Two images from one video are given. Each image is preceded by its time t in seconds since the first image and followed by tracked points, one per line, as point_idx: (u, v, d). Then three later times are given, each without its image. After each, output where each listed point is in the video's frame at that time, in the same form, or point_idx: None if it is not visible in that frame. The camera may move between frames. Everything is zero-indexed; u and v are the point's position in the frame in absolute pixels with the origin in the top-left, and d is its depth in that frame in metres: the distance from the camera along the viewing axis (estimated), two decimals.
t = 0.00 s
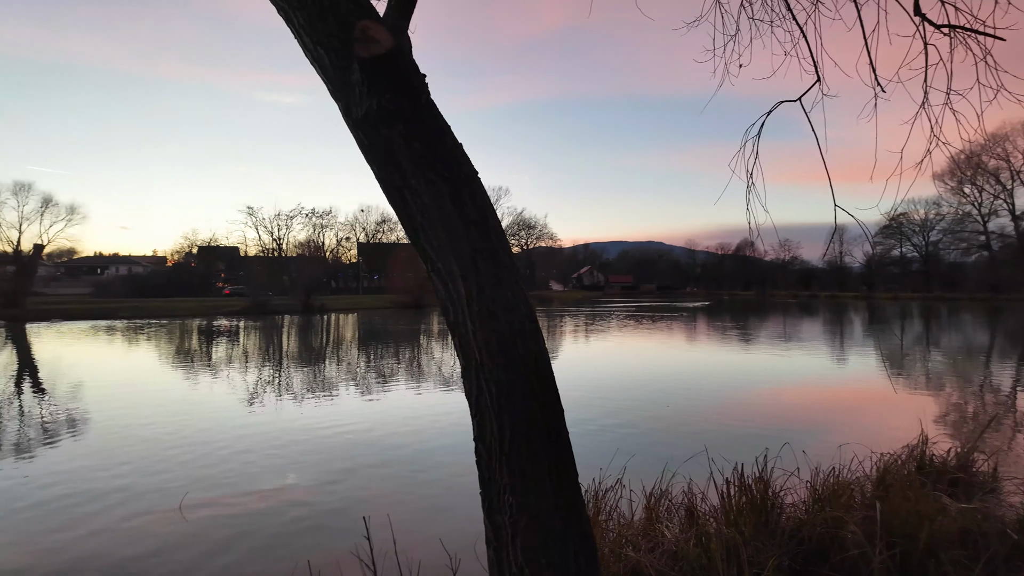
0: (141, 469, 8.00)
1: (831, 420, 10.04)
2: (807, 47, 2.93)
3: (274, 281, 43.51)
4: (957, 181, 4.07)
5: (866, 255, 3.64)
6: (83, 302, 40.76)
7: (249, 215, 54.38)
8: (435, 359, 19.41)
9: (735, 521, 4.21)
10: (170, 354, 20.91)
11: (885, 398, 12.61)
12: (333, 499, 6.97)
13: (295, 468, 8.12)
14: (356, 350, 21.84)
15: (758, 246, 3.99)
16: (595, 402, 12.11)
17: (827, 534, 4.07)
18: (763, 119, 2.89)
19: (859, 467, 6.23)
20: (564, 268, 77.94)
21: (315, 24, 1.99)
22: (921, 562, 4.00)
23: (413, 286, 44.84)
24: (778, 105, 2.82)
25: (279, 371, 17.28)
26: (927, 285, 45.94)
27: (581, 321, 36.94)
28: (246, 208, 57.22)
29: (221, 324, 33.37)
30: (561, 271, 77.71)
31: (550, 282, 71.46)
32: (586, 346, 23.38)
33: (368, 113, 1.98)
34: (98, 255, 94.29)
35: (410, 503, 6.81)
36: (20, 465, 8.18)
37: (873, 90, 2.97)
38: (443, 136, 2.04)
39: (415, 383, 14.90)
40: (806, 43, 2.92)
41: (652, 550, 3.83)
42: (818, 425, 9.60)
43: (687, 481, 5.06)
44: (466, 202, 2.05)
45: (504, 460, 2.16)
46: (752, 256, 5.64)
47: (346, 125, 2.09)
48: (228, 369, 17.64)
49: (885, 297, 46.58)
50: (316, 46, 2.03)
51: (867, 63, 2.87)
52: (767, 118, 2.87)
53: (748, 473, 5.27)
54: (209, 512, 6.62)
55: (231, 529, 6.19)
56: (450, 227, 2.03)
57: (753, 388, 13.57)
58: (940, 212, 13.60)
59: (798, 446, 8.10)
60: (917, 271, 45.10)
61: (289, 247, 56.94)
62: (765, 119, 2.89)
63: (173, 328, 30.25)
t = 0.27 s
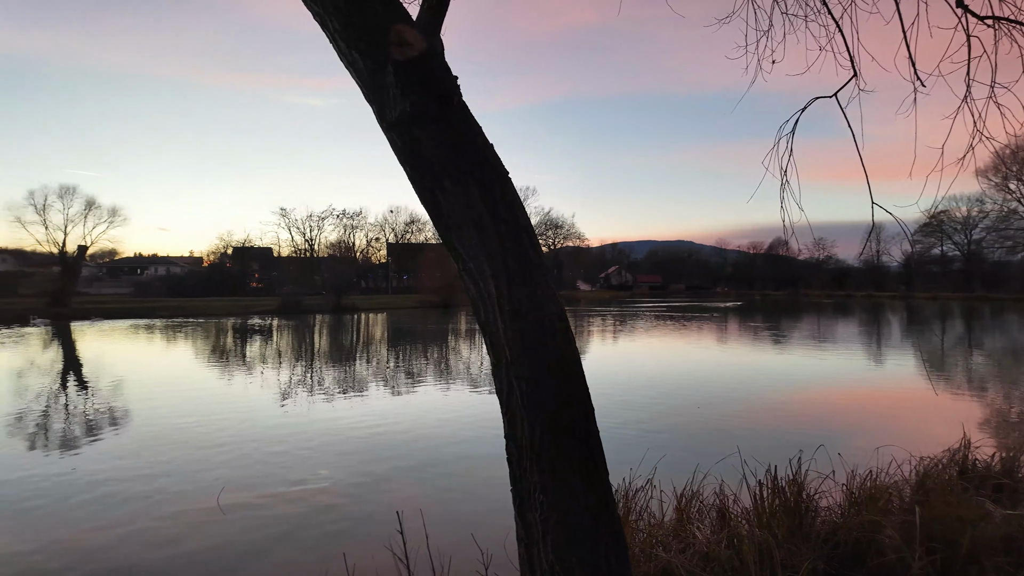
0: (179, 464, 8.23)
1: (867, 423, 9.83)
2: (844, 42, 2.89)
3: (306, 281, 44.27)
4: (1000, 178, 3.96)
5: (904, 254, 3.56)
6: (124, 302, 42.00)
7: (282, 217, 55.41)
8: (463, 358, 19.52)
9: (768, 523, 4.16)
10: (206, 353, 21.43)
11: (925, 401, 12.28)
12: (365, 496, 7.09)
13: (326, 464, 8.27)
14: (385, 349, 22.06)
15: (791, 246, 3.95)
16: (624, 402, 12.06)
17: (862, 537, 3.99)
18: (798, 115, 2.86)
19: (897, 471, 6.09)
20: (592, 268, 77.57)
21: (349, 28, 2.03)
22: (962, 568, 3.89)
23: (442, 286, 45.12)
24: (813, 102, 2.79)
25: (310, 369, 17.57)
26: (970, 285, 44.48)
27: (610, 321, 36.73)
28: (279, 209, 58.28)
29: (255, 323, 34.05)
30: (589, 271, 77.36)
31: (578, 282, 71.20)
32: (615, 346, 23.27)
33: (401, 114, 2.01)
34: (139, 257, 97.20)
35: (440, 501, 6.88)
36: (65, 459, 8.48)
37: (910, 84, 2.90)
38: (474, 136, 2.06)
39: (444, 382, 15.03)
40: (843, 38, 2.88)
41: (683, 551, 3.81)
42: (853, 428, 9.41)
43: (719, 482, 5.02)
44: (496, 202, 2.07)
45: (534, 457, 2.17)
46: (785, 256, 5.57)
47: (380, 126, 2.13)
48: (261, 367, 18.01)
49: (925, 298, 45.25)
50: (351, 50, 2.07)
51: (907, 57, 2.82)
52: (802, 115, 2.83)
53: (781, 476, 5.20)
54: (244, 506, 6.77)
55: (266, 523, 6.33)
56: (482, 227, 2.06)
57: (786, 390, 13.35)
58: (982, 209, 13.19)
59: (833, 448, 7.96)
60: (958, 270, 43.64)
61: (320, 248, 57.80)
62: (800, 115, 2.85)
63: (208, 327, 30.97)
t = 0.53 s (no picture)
0: (208, 460, 8.42)
1: (897, 426, 9.64)
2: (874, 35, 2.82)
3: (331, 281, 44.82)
4: None
5: (936, 253, 3.50)
6: (155, 302, 42.99)
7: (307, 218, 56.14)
8: (485, 358, 19.58)
9: (795, 525, 4.11)
10: (234, 351, 21.83)
11: (958, 404, 11.99)
12: (389, 493, 7.16)
13: (351, 462, 8.38)
14: (409, 349, 22.23)
15: (818, 245, 3.89)
16: (648, 403, 11.99)
17: (893, 540, 3.91)
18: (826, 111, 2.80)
19: (928, 475, 5.98)
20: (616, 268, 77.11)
21: (376, 33, 2.07)
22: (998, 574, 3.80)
23: (465, 286, 45.28)
24: (843, 97, 2.72)
25: (335, 368, 17.78)
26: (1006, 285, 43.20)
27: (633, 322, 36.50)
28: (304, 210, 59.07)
29: (281, 322, 34.56)
30: (613, 271, 76.93)
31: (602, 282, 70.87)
32: (638, 347, 23.12)
33: (427, 116, 2.04)
34: (169, 257, 99.35)
35: (464, 501, 6.90)
36: (99, 454, 8.73)
37: (944, 78, 2.82)
38: (499, 137, 2.08)
39: (467, 381, 15.11)
40: (873, 31, 2.81)
41: (709, 551, 3.78)
42: (883, 431, 9.23)
43: (745, 484, 4.98)
44: (521, 201, 2.08)
45: (559, 455, 2.18)
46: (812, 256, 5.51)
47: (406, 127, 2.16)
48: (287, 366, 18.29)
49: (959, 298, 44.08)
50: (378, 54, 2.11)
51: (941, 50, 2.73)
52: (832, 111, 2.78)
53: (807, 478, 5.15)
54: (271, 502, 6.90)
55: (292, 519, 6.44)
56: (507, 227, 2.07)
57: (813, 392, 13.15)
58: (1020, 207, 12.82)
59: (862, 451, 7.82)
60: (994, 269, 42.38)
61: (345, 248, 58.43)
62: (829, 111, 2.79)
63: (236, 326, 31.54)
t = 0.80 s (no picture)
0: (243, 456, 8.60)
1: (938, 429, 9.41)
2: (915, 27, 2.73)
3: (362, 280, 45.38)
4: None
5: (979, 252, 3.41)
6: (192, 301, 44.04)
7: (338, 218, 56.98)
8: (513, 357, 19.62)
9: (831, 528, 4.04)
10: (266, 349, 22.24)
11: (1002, 408, 11.63)
12: (419, 491, 7.23)
13: (381, 459, 8.47)
14: (436, 348, 22.37)
15: (856, 242, 3.81)
16: (679, 404, 11.90)
17: (935, 545, 3.82)
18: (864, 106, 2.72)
19: (972, 478, 5.84)
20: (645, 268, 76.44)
21: (410, 35, 2.10)
22: None
23: (493, 285, 45.42)
24: (882, 93, 2.65)
25: (365, 366, 18.00)
26: None
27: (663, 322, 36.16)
28: (334, 211, 59.88)
29: (313, 321, 35.09)
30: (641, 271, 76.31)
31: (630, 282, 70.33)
32: (668, 347, 22.91)
33: (461, 116, 2.05)
34: (204, 258, 101.70)
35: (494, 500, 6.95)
36: (139, 450, 8.97)
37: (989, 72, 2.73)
38: (532, 137, 2.09)
39: (495, 380, 15.19)
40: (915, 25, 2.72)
41: (743, 553, 3.74)
42: (923, 433, 9.02)
43: (780, 486, 4.92)
44: (555, 200, 2.09)
45: (591, 452, 2.19)
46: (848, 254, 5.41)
47: (440, 127, 2.17)
48: (318, 364, 18.58)
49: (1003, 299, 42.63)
50: (412, 55, 2.13)
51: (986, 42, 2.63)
52: (870, 107, 2.70)
53: (846, 480, 5.07)
54: (304, 498, 7.01)
55: (325, 515, 6.54)
56: (539, 227, 2.08)
57: (849, 394, 12.89)
58: None
59: (902, 454, 7.66)
60: None
61: (374, 248, 59.08)
62: (866, 106, 2.71)
63: (269, 325, 32.14)
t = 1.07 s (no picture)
0: (278, 452, 8.78)
1: (983, 433, 9.14)
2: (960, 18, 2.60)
3: (393, 280, 45.93)
4: None
5: None
6: (228, 300, 45.08)
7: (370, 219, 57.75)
8: (542, 358, 19.62)
9: (871, 532, 3.95)
10: (300, 348, 22.63)
11: None
12: (451, 489, 7.29)
13: (412, 457, 8.56)
14: (466, 348, 22.50)
15: (897, 241, 3.71)
16: (712, 405, 11.77)
17: (982, 551, 3.70)
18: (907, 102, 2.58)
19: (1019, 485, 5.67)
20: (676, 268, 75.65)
21: (445, 38, 2.12)
22: None
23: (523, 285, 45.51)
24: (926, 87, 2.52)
25: (396, 365, 18.20)
26: None
27: (695, 322, 35.77)
28: (366, 212, 60.69)
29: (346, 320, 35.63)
30: (671, 271, 75.52)
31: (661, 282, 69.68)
32: (700, 348, 22.68)
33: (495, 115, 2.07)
34: (240, 258, 104.03)
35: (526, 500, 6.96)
36: (179, 444, 9.23)
37: None
38: (565, 137, 2.09)
39: (525, 380, 15.24)
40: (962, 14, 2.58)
41: (779, 556, 3.67)
42: (966, 438, 8.77)
43: (817, 489, 4.84)
44: (587, 199, 2.09)
45: (625, 451, 2.19)
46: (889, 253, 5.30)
47: (474, 127, 2.20)
48: (350, 363, 18.85)
49: None
50: (446, 57, 2.16)
51: None
52: (913, 102, 2.57)
53: (887, 484, 4.97)
54: (339, 493, 7.12)
55: (359, 511, 6.64)
56: (572, 226, 2.09)
57: (888, 396, 12.59)
58: None
59: (945, 459, 7.47)
60: None
61: (405, 249, 59.66)
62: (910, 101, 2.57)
63: (302, 324, 32.71)
